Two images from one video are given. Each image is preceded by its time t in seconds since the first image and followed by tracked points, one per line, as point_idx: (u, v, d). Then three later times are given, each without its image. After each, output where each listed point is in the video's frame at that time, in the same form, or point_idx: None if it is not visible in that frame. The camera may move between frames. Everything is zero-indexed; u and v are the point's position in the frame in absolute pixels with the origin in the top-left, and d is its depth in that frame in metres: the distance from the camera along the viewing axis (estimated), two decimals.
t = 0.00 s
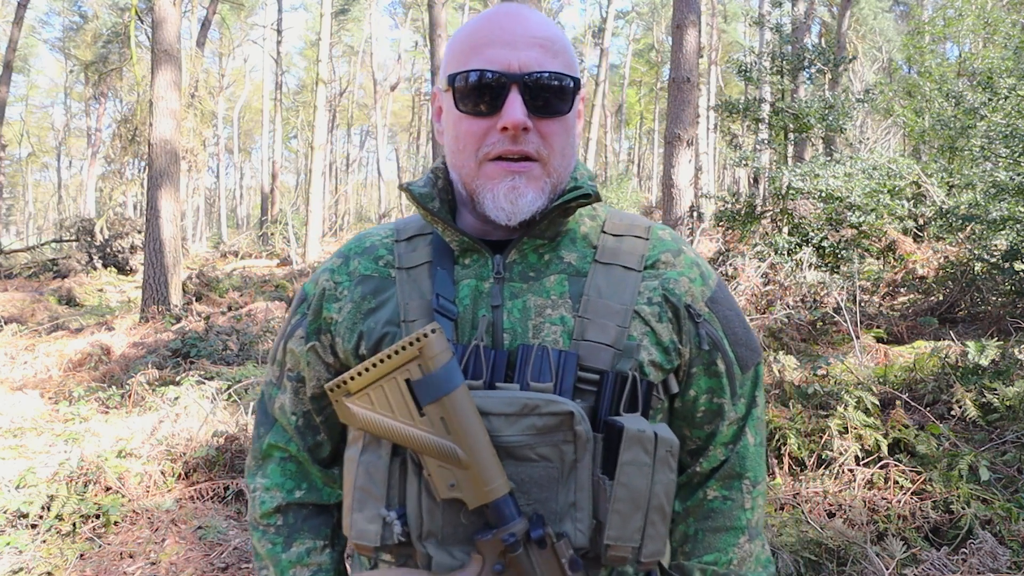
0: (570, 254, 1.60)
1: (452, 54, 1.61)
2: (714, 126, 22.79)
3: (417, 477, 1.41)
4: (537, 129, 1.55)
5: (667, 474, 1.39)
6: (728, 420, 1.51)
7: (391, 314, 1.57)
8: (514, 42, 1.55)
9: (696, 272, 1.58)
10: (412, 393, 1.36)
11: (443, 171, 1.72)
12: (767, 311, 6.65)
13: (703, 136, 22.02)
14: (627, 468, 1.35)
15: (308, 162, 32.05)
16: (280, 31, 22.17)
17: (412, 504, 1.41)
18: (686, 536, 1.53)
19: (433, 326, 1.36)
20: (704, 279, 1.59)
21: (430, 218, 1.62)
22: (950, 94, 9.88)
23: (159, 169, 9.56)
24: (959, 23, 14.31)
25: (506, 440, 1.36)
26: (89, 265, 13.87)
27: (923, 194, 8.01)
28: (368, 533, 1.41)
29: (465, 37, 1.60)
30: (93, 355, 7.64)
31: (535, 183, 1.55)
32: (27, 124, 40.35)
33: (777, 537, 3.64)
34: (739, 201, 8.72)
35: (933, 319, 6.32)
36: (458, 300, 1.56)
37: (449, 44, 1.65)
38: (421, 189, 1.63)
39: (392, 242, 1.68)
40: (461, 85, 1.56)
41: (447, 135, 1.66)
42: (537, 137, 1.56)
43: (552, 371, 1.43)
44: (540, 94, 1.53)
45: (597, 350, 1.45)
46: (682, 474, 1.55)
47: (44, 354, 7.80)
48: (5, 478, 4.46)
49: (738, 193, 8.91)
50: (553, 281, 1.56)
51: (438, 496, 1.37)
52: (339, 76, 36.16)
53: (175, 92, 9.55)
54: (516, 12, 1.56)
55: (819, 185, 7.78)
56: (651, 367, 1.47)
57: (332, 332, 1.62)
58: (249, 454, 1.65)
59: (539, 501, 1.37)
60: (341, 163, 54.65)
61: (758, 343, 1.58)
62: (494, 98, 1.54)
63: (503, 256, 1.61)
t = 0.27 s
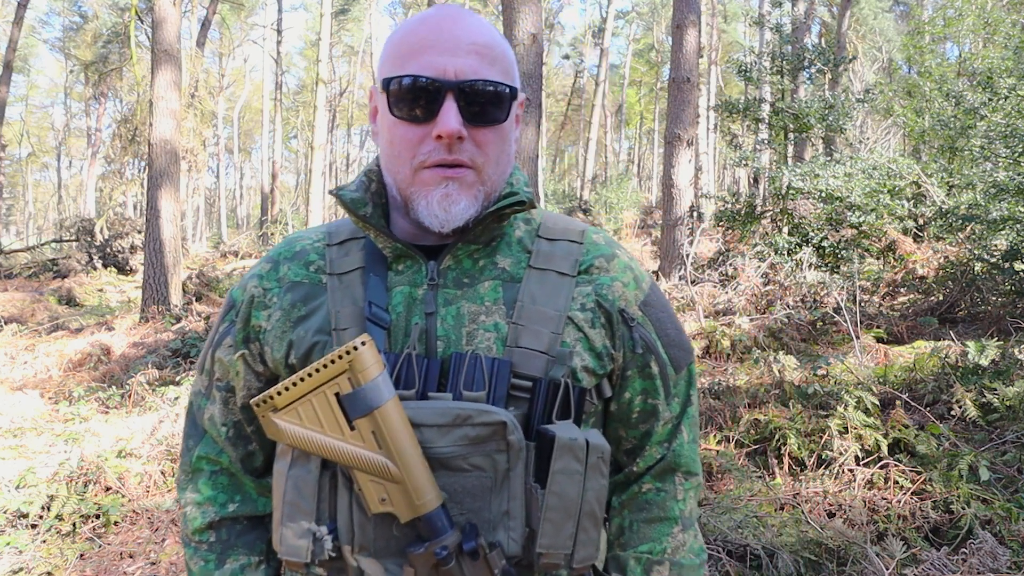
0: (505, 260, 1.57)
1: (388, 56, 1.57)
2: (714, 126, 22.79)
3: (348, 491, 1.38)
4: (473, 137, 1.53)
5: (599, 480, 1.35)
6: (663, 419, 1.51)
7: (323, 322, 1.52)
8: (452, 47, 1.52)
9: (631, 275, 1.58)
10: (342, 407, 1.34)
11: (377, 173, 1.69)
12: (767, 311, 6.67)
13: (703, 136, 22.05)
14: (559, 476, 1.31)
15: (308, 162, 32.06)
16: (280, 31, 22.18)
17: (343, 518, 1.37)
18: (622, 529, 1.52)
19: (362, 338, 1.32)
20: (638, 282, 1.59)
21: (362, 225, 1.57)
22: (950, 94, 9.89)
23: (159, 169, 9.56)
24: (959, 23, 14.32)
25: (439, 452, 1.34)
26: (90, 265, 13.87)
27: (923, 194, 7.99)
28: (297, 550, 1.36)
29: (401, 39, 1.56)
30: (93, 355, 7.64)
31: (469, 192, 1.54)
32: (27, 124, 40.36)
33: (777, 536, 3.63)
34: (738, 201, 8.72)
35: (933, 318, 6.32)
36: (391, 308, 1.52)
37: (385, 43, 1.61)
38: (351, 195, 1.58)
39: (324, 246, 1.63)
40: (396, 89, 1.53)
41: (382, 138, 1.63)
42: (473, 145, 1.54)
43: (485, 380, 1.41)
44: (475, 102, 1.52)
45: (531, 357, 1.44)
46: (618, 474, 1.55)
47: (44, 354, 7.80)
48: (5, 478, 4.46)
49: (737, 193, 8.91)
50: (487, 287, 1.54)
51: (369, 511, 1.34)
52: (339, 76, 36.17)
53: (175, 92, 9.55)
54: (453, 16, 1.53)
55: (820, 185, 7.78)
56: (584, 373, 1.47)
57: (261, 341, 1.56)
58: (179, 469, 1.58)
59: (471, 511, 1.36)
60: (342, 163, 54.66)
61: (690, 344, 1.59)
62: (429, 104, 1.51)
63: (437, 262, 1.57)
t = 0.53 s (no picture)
0: (489, 260, 1.57)
1: (359, 65, 1.57)
2: (714, 126, 22.79)
3: (345, 493, 1.36)
4: (451, 142, 1.53)
5: (595, 472, 1.36)
6: (649, 413, 1.52)
7: (309, 327, 1.50)
8: (422, 53, 1.52)
9: (613, 271, 1.59)
10: (338, 408, 1.33)
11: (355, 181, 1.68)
12: (767, 311, 6.68)
13: (703, 136, 22.04)
14: (556, 470, 1.33)
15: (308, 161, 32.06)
16: (280, 31, 22.18)
17: (341, 521, 1.36)
18: (613, 525, 1.53)
19: (357, 338, 1.32)
20: (621, 278, 1.59)
21: (343, 230, 1.56)
22: (950, 94, 9.89)
23: (159, 169, 9.57)
24: (959, 23, 14.31)
25: (436, 451, 1.34)
26: (90, 265, 13.86)
27: (923, 194, 7.98)
28: (296, 557, 1.34)
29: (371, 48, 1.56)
30: (94, 355, 7.64)
31: (452, 196, 1.54)
32: (27, 124, 40.37)
33: (777, 536, 3.63)
34: (738, 201, 8.72)
35: (933, 318, 6.32)
36: (378, 309, 1.51)
37: (355, 52, 1.60)
38: (330, 202, 1.56)
39: (305, 252, 1.61)
40: (370, 97, 1.52)
41: (358, 146, 1.62)
42: (451, 151, 1.54)
43: (476, 379, 1.41)
44: (451, 106, 1.51)
45: (520, 355, 1.44)
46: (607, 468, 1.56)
47: (44, 354, 7.80)
48: (5, 478, 4.46)
49: (737, 193, 8.91)
50: (473, 287, 1.54)
51: (369, 512, 1.33)
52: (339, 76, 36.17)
53: (175, 92, 9.55)
54: (422, 21, 1.52)
55: (819, 185, 7.78)
56: (574, 368, 1.47)
57: (245, 350, 1.54)
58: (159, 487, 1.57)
59: (471, 509, 1.35)
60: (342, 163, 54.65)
61: (672, 338, 1.60)
62: (404, 111, 1.51)
63: (422, 263, 1.57)
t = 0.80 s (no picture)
0: (516, 254, 1.57)
1: (378, 62, 1.57)
2: (714, 126, 22.79)
3: (389, 492, 1.36)
4: (474, 132, 1.53)
5: (640, 461, 1.38)
6: (679, 406, 1.52)
7: (340, 328, 1.50)
8: (443, 45, 1.53)
9: (639, 263, 1.59)
10: (380, 403, 1.33)
11: (376, 177, 1.68)
12: (767, 311, 6.68)
13: (703, 136, 22.03)
14: (603, 459, 1.34)
15: (308, 161, 32.06)
16: (280, 31, 22.18)
17: (386, 521, 1.35)
18: (650, 524, 1.53)
19: (396, 332, 1.33)
20: (647, 270, 1.59)
21: (370, 228, 1.55)
22: (950, 94, 9.89)
23: (159, 169, 9.56)
24: (959, 23, 14.31)
25: (478, 445, 1.34)
26: (89, 265, 13.86)
27: (923, 194, 7.99)
28: (342, 559, 1.33)
29: (390, 44, 1.56)
30: (93, 355, 7.64)
31: (478, 185, 1.54)
32: (27, 124, 40.35)
33: (777, 537, 3.63)
34: (738, 201, 8.72)
35: (933, 318, 6.32)
36: (409, 307, 1.51)
37: (373, 48, 1.61)
38: (357, 199, 1.57)
39: (328, 255, 1.60)
40: (391, 92, 1.53)
41: (379, 143, 1.63)
42: (476, 140, 1.54)
43: (514, 371, 1.40)
44: (473, 97, 1.52)
45: (554, 346, 1.44)
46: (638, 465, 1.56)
47: (44, 354, 7.80)
48: (5, 478, 4.46)
49: (738, 193, 8.91)
50: (504, 281, 1.53)
51: (416, 510, 1.32)
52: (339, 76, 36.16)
53: (175, 92, 9.55)
54: (438, 14, 1.53)
55: (819, 185, 7.79)
56: (608, 359, 1.48)
57: (273, 354, 1.53)
58: (183, 498, 1.56)
59: (516, 503, 1.35)
60: (341, 163, 54.62)
61: (698, 330, 1.60)
62: (426, 104, 1.51)
63: (450, 259, 1.57)
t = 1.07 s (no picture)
0: (539, 252, 1.57)
1: (402, 56, 1.57)
2: (714, 126, 22.78)
3: (410, 492, 1.35)
4: (499, 125, 1.53)
5: (664, 462, 1.38)
6: (701, 407, 1.53)
7: (360, 324, 1.49)
8: (468, 38, 1.53)
9: (662, 261, 1.59)
10: (402, 402, 1.33)
11: (397, 173, 1.67)
12: (767, 311, 6.67)
13: (703, 136, 22.03)
14: (629, 459, 1.34)
15: (308, 162, 32.07)
16: (280, 32, 22.18)
17: (407, 521, 1.35)
18: (670, 527, 1.54)
19: (420, 329, 1.33)
20: (669, 268, 1.59)
21: (391, 223, 1.55)
22: (950, 94, 9.88)
23: (159, 169, 9.56)
24: (959, 23, 14.30)
25: (502, 444, 1.33)
26: (89, 265, 13.87)
27: (923, 194, 7.99)
28: (361, 560, 1.33)
29: (412, 38, 1.56)
30: (93, 355, 7.64)
31: (502, 179, 1.53)
32: (27, 124, 40.34)
33: (777, 537, 3.62)
34: (738, 201, 8.72)
35: (933, 318, 6.32)
36: (430, 304, 1.51)
37: (396, 42, 1.60)
38: (378, 194, 1.57)
39: (347, 250, 1.60)
40: (414, 84, 1.52)
41: (401, 137, 1.61)
42: (499, 133, 1.53)
43: (537, 370, 1.41)
44: (497, 89, 1.51)
45: (578, 345, 1.44)
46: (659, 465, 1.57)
47: (44, 354, 7.80)
48: (5, 478, 4.46)
49: (738, 193, 8.91)
50: (526, 279, 1.53)
51: (438, 510, 1.32)
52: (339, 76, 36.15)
53: (175, 92, 9.55)
54: (462, 7, 1.53)
55: (820, 185, 7.79)
56: (632, 359, 1.48)
57: (292, 350, 1.53)
58: (200, 495, 1.56)
59: (539, 505, 1.34)
60: (342, 163, 54.62)
61: (720, 330, 1.60)
62: (449, 96, 1.50)
63: (471, 256, 1.57)
